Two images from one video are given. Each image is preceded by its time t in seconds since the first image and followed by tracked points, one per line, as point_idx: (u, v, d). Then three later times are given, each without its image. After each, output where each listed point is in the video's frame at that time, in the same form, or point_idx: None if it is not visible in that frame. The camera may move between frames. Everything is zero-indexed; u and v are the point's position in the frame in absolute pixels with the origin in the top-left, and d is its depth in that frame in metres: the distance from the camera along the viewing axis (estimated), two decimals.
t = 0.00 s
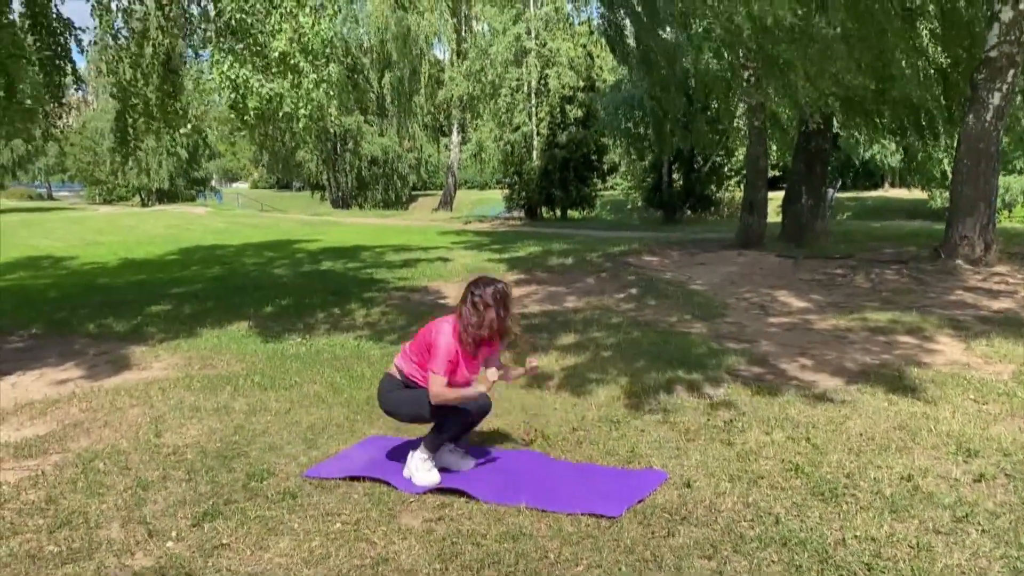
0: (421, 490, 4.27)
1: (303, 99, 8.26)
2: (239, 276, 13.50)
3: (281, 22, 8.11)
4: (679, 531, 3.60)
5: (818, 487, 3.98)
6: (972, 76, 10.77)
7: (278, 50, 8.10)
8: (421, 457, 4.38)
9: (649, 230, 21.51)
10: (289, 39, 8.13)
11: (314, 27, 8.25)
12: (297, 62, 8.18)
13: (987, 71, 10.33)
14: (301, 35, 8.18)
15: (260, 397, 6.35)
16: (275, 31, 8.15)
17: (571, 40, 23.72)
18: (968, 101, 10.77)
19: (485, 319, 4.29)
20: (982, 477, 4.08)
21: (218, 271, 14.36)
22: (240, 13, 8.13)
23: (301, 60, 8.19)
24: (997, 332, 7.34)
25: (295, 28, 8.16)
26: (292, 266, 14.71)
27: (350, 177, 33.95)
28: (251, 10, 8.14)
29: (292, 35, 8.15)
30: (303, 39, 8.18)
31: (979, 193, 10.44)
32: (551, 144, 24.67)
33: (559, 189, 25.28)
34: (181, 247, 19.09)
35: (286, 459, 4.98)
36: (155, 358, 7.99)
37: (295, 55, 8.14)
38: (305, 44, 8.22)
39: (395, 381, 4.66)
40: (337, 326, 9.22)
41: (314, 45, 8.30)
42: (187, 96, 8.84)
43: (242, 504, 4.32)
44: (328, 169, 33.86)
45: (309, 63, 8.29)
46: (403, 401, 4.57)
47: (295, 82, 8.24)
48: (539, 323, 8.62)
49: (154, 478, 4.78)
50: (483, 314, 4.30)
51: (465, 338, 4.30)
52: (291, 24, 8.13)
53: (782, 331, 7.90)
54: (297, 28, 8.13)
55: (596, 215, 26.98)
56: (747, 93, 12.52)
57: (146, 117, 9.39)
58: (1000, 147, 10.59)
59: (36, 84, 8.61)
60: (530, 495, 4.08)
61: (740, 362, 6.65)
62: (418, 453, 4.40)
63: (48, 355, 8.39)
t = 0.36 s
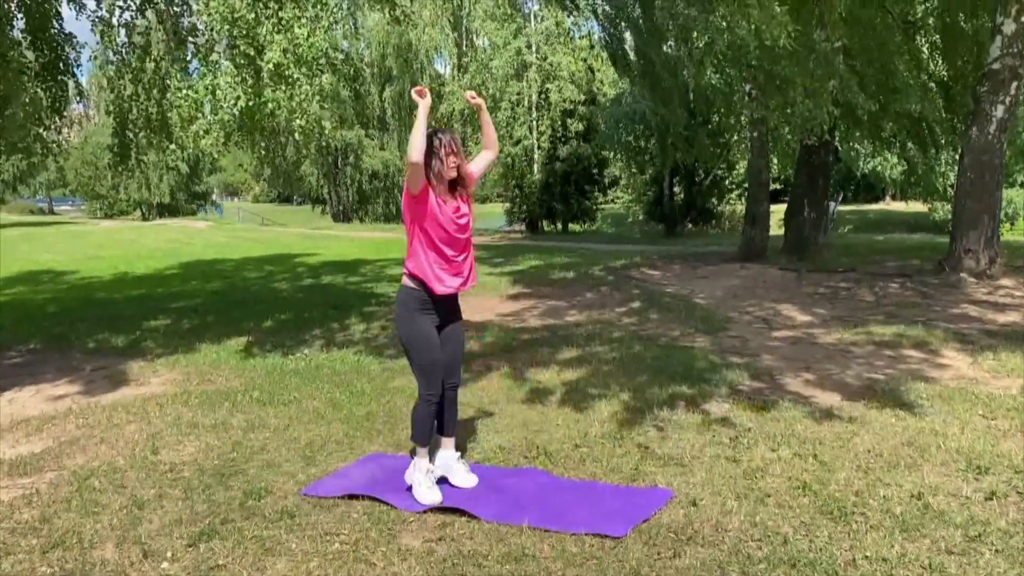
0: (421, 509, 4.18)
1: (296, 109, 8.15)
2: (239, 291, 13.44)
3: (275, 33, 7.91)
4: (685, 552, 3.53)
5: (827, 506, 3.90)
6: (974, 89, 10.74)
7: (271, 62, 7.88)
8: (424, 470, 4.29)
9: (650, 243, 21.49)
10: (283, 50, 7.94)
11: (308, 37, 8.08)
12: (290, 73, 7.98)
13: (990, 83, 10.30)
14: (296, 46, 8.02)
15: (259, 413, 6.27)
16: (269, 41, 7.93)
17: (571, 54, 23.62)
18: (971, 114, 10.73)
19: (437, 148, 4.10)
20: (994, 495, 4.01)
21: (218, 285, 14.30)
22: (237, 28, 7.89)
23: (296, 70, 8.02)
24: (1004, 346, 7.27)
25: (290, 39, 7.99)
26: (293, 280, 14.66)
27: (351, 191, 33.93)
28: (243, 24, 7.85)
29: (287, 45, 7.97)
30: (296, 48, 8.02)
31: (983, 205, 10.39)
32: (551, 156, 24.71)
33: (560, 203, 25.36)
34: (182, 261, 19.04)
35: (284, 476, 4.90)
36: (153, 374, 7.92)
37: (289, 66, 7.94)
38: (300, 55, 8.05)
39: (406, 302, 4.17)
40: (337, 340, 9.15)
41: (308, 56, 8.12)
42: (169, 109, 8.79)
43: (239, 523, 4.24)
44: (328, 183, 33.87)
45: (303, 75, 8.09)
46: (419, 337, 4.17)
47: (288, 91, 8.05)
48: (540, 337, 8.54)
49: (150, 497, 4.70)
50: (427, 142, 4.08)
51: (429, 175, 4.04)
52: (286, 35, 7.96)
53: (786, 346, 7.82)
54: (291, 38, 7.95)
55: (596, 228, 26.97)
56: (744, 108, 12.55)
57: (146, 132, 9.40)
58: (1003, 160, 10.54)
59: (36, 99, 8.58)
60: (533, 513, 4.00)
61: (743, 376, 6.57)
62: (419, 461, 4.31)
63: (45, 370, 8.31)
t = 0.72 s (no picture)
0: (420, 525, 4.15)
1: (288, 120, 7.82)
2: (238, 303, 13.41)
3: (269, 41, 7.74)
4: (687, 568, 3.50)
5: (830, 520, 3.86)
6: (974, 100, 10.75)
7: (264, 69, 7.73)
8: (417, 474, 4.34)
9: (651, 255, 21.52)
10: (277, 58, 7.73)
11: (303, 48, 7.78)
12: (284, 82, 7.77)
13: (990, 94, 10.30)
14: (290, 55, 7.75)
15: (257, 426, 6.23)
16: (263, 49, 7.77)
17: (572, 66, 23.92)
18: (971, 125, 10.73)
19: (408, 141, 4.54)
20: (998, 509, 3.96)
21: (218, 298, 14.27)
22: (235, 36, 7.92)
23: (290, 80, 7.77)
24: (1007, 358, 7.23)
25: (284, 48, 7.77)
26: (292, 293, 14.64)
27: (351, 203, 33.92)
28: (238, 31, 7.85)
29: (281, 54, 7.75)
30: (291, 59, 7.76)
31: (983, 217, 10.38)
32: (550, 168, 24.95)
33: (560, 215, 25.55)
34: (181, 274, 19.01)
35: (281, 491, 4.86)
36: (151, 387, 7.88)
37: (282, 76, 7.73)
38: (294, 64, 7.77)
39: (405, 291, 4.30)
40: (337, 353, 9.11)
41: (302, 64, 7.79)
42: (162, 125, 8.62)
43: (236, 538, 4.20)
44: (329, 196, 33.87)
45: (299, 84, 7.84)
46: (416, 333, 4.30)
47: (282, 101, 7.83)
48: (540, 350, 8.51)
49: (147, 512, 4.66)
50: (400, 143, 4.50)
51: (403, 160, 4.42)
52: (280, 44, 7.75)
53: (788, 358, 7.78)
54: (286, 47, 7.74)
55: (597, 240, 27.00)
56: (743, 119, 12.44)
57: (144, 146, 9.31)
58: (1004, 171, 10.54)
59: (34, 112, 8.59)
60: (533, 528, 3.97)
61: (745, 389, 6.53)
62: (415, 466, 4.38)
63: (43, 383, 8.28)
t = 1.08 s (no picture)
0: (417, 533, 4.13)
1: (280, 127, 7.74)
2: (236, 311, 13.40)
3: (262, 46, 7.69)
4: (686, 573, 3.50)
5: (829, 527, 3.85)
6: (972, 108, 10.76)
7: (257, 74, 7.64)
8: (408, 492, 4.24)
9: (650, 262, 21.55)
10: (272, 63, 7.67)
11: (298, 53, 7.78)
12: (277, 87, 7.67)
13: (988, 102, 10.32)
14: (285, 60, 7.72)
15: (255, 434, 6.22)
16: (256, 55, 7.71)
17: (570, 74, 23.97)
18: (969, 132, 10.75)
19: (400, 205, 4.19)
20: (997, 515, 3.95)
21: (216, 306, 14.26)
22: (233, 43, 8.02)
23: (284, 85, 7.70)
24: (1006, 364, 7.22)
25: (278, 53, 7.73)
26: (290, 301, 14.62)
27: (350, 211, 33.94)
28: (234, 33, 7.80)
29: (276, 60, 7.70)
30: (286, 64, 7.73)
31: (982, 223, 10.39)
32: (550, 176, 25.36)
33: (559, 222, 25.94)
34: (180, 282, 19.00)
35: (278, 498, 4.84)
36: (149, 395, 7.86)
37: (275, 81, 7.64)
38: (288, 69, 7.74)
39: (399, 353, 4.10)
40: (335, 361, 9.10)
41: (297, 70, 7.75)
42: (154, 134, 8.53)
43: (233, 546, 4.17)
44: (328, 204, 33.91)
45: (293, 90, 7.77)
46: (410, 381, 4.08)
47: (275, 106, 7.75)
48: (538, 357, 8.50)
49: (144, 520, 4.64)
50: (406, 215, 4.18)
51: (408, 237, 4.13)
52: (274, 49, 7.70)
53: (787, 365, 7.77)
54: (279, 52, 7.69)
55: (596, 248, 27.03)
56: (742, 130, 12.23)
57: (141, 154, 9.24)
58: (1002, 178, 10.56)
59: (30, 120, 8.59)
60: (530, 536, 3.95)
61: (744, 396, 6.52)
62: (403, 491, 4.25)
63: (41, 391, 8.26)
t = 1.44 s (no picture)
0: (414, 537, 4.13)
1: (279, 129, 7.72)
2: (235, 315, 13.40)
3: (259, 51, 7.70)
4: None
5: (825, 531, 3.85)
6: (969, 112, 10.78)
7: (257, 78, 7.63)
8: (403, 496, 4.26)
9: (649, 266, 21.53)
10: (271, 67, 7.67)
11: (298, 56, 7.78)
12: (277, 90, 7.66)
13: (985, 106, 10.33)
14: (284, 63, 7.72)
15: (253, 438, 6.22)
16: (254, 59, 7.70)
17: (569, 79, 23.78)
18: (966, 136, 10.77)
19: (406, 185, 4.16)
20: (994, 519, 3.96)
21: (215, 310, 14.26)
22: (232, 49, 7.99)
23: (284, 88, 7.68)
24: (1004, 369, 7.22)
25: (278, 56, 7.74)
26: (289, 305, 14.62)
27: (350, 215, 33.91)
28: (232, 36, 7.82)
29: (274, 63, 7.70)
30: (286, 66, 7.73)
31: (980, 228, 10.40)
32: (549, 181, 24.78)
33: (558, 226, 25.47)
34: (179, 286, 19.00)
35: (276, 503, 4.84)
36: (147, 399, 7.85)
37: (276, 84, 7.63)
38: (289, 72, 7.73)
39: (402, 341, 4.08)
40: (333, 365, 9.10)
41: (295, 72, 7.74)
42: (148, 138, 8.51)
43: (230, 551, 4.17)
44: (328, 209, 33.92)
45: (293, 92, 7.76)
46: (406, 370, 4.10)
47: (274, 109, 7.72)
48: (537, 361, 8.51)
49: (142, 524, 4.64)
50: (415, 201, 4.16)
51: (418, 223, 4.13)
52: (272, 53, 7.71)
53: (785, 369, 7.77)
54: (278, 56, 7.70)
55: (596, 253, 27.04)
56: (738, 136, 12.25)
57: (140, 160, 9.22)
58: (1000, 183, 10.58)
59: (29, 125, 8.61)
60: (527, 541, 3.95)
61: (742, 400, 6.52)
62: (396, 492, 4.28)
63: (39, 396, 8.25)
